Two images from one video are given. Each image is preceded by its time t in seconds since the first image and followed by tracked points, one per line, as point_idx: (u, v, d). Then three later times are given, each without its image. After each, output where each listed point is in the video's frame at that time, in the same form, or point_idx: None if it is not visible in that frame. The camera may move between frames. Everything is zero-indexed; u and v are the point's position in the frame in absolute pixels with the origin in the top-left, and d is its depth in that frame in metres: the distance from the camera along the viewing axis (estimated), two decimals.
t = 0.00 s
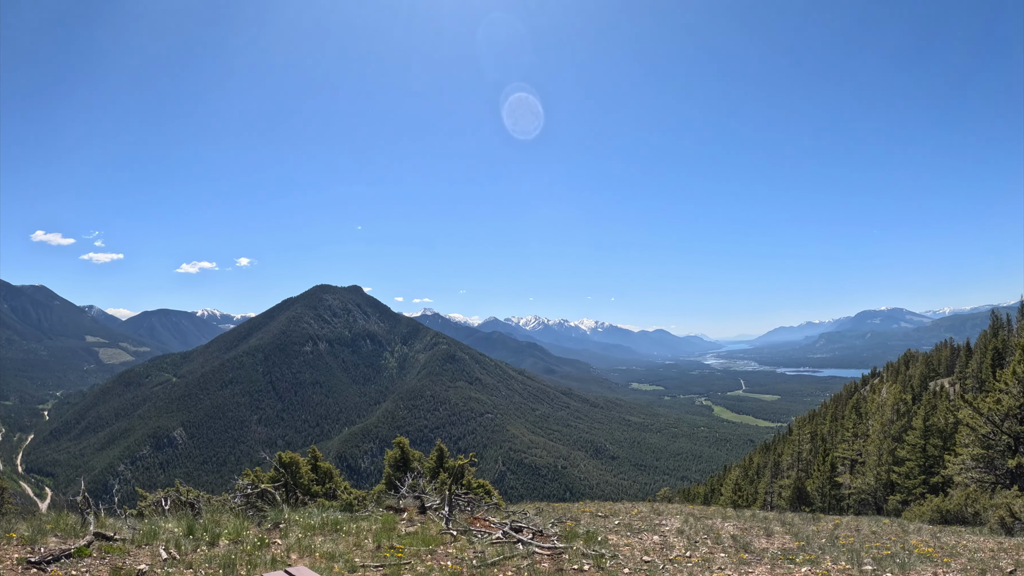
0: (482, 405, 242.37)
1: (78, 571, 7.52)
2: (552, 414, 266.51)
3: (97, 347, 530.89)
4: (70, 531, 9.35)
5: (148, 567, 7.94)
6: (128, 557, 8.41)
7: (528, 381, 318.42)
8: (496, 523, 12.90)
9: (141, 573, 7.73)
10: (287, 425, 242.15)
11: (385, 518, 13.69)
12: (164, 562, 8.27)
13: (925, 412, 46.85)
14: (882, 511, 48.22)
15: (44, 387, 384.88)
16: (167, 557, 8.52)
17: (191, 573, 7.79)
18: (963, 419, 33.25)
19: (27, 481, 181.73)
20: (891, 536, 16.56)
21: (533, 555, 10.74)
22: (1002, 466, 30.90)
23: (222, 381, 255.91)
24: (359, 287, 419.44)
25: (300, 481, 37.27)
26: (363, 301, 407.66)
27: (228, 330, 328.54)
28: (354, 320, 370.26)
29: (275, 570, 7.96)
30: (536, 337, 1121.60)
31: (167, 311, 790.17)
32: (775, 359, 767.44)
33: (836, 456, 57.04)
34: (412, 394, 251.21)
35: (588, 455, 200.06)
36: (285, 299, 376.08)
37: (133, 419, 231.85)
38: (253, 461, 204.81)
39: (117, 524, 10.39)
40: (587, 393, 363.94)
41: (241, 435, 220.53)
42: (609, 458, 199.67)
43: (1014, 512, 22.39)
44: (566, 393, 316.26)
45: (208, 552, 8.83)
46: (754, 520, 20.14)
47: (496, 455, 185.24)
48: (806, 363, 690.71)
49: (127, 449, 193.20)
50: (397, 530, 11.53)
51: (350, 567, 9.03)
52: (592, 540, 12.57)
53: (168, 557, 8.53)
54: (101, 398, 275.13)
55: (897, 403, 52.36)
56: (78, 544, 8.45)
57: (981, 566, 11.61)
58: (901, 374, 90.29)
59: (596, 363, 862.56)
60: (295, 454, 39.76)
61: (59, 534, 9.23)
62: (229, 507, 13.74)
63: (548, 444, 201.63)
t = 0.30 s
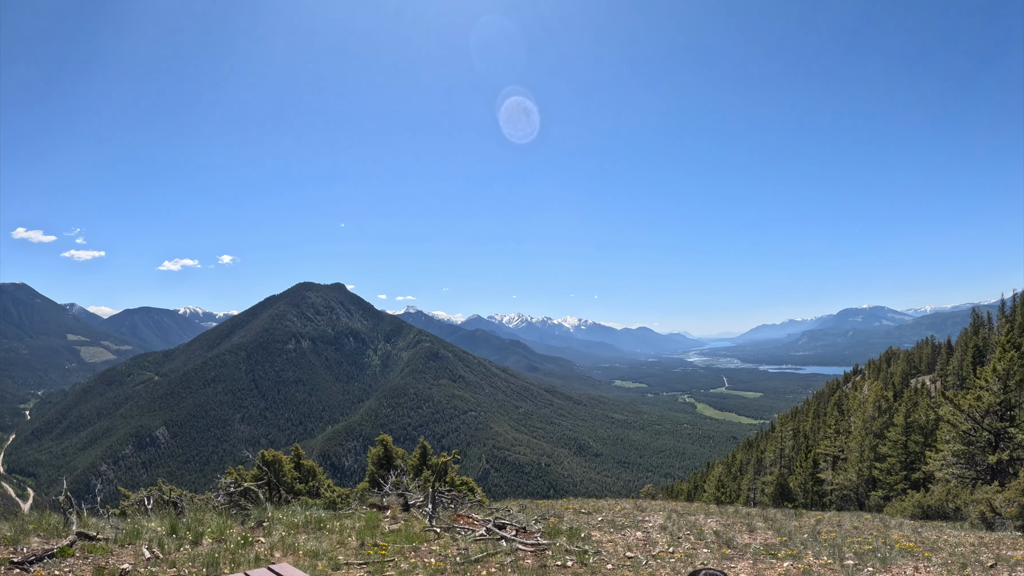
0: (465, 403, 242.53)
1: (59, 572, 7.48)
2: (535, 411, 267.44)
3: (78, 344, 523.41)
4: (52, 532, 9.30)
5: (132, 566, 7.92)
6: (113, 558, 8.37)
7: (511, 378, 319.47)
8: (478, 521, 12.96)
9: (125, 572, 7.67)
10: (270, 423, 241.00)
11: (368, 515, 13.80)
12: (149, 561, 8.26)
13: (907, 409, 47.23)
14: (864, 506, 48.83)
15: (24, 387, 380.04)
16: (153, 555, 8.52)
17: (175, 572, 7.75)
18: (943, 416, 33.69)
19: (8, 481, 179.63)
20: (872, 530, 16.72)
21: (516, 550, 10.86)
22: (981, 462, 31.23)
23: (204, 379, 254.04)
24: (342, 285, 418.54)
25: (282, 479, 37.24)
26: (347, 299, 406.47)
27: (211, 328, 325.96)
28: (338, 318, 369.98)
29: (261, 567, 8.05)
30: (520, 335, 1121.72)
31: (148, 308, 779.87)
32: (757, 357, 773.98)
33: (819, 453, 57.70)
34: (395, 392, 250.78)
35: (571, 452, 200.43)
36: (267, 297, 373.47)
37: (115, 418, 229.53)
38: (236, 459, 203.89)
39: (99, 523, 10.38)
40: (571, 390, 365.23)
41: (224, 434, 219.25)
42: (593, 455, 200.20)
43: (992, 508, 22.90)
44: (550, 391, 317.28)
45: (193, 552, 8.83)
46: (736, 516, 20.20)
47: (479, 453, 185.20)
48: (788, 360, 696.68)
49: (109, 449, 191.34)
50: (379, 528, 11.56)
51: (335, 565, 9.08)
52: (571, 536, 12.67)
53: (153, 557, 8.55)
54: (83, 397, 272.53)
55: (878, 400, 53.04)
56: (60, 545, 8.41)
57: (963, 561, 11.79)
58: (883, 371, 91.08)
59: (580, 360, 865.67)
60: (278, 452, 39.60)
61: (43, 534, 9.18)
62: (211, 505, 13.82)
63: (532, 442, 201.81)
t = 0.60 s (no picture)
0: (454, 400, 242.51)
1: (47, 570, 7.44)
2: (524, 408, 267.87)
3: (65, 341, 517.95)
4: (41, 532, 9.24)
5: (121, 564, 7.91)
6: (101, 555, 8.35)
7: (499, 375, 320.12)
8: (468, 517, 12.96)
9: (116, 570, 7.69)
10: (259, 421, 240.25)
11: (358, 512, 13.79)
12: (138, 559, 8.24)
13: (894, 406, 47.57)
14: (851, 503, 49.04)
15: (11, 385, 376.15)
16: (141, 555, 8.49)
17: (164, 571, 7.73)
18: (931, 414, 33.90)
19: None
20: (860, 526, 16.82)
21: (505, 547, 10.87)
22: (968, 459, 31.41)
23: (193, 376, 253.18)
24: (330, 283, 418.73)
25: (271, 476, 37.23)
26: (336, 296, 406.59)
27: (199, 326, 324.19)
28: (326, 315, 370.03)
29: (251, 565, 8.05)
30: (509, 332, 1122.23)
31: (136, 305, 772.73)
32: (745, 354, 778.08)
33: (806, 450, 58.18)
34: (384, 389, 250.63)
35: (559, 450, 200.78)
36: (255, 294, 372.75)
37: (102, 417, 228.04)
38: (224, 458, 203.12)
39: (88, 522, 10.37)
40: (559, 388, 365.84)
41: (212, 432, 218.49)
42: (581, 452, 200.62)
43: (979, 504, 23.11)
44: (538, 388, 317.60)
45: (182, 549, 8.83)
46: (724, 512, 20.27)
47: (468, 450, 185.27)
48: (775, 357, 700.33)
49: (96, 447, 189.89)
50: (369, 526, 11.52)
51: (327, 563, 9.07)
52: (561, 532, 12.72)
53: (141, 555, 8.54)
54: (71, 395, 270.66)
55: (866, 398, 53.39)
56: (48, 543, 8.35)
57: (949, 556, 11.91)
58: (870, 369, 91.65)
59: (569, 357, 867.10)
60: (267, 450, 39.52)
61: (31, 533, 9.17)
62: (200, 503, 13.79)
63: (521, 439, 202.02)
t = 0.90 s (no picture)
0: (442, 398, 242.34)
1: (34, 569, 7.41)
2: (511, 406, 267.89)
3: (51, 339, 512.83)
4: (29, 531, 9.22)
5: (109, 564, 7.87)
6: (90, 555, 8.32)
7: (487, 373, 320.43)
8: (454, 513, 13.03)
9: (104, 572, 7.63)
10: (247, 419, 239.31)
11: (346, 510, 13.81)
12: (127, 556, 8.26)
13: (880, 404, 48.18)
14: (837, 500, 49.13)
15: None
16: (129, 552, 8.49)
17: (152, 570, 7.71)
18: (917, 411, 34.18)
19: None
20: (847, 523, 16.93)
21: (494, 544, 10.91)
22: (955, 457, 31.62)
23: (180, 375, 252.16)
24: (318, 280, 419.27)
25: (258, 475, 37.17)
26: (323, 294, 406.91)
27: (186, 323, 322.31)
28: (313, 313, 370.07)
29: (240, 563, 8.07)
30: (498, 329, 1122.18)
31: (123, 303, 765.09)
32: (733, 352, 782.35)
33: (793, 448, 58.55)
34: (372, 387, 250.58)
35: (548, 448, 201.05)
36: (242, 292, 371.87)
37: (89, 415, 226.43)
38: (212, 455, 202.26)
39: (76, 521, 10.32)
40: (546, 385, 366.45)
41: (200, 430, 217.59)
42: (569, 450, 200.86)
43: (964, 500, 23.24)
44: (526, 385, 317.71)
45: (171, 547, 8.82)
46: (712, 509, 20.43)
47: (457, 447, 185.25)
48: (762, 355, 704.53)
49: (83, 446, 188.05)
50: (357, 524, 11.50)
51: (313, 559, 9.03)
52: (544, 528, 12.75)
53: (131, 552, 8.53)
54: (57, 394, 268.52)
55: (853, 395, 53.80)
56: (36, 543, 8.28)
57: (936, 553, 12.00)
58: (857, 367, 92.43)
59: (558, 354, 869.01)
60: (254, 447, 39.33)
61: (18, 532, 9.13)
62: (187, 502, 13.78)
63: (509, 437, 202.05)
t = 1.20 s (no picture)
0: (430, 396, 241.82)
1: (21, 570, 7.36)
2: (500, 404, 267.82)
3: (35, 337, 505.23)
4: (16, 531, 9.16)
5: (96, 565, 7.84)
6: (76, 555, 8.27)
7: (475, 370, 320.49)
8: (442, 511, 13.05)
9: (92, 570, 7.63)
10: (235, 417, 238.27)
11: (334, 508, 13.79)
12: (114, 556, 8.21)
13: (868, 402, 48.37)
14: (824, 497, 49.30)
15: None
16: (117, 552, 8.46)
17: (138, 570, 7.64)
18: (905, 409, 34.35)
19: None
20: (834, 519, 17.03)
21: (482, 542, 10.91)
22: (940, 453, 31.81)
23: (167, 373, 250.48)
24: (306, 278, 419.58)
25: (246, 474, 36.99)
26: (311, 292, 406.86)
27: (173, 321, 319.37)
28: (301, 311, 368.74)
29: (227, 562, 8.05)
30: (488, 328, 1120.04)
31: (109, 300, 755.45)
32: (721, 349, 786.26)
33: (781, 445, 58.69)
34: (359, 385, 249.77)
35: (536, 445, 200.88)
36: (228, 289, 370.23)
37: (75, 414, 224.02)
38: (199, 454, 201.08)
39: (63, 521, 10.26)
40: (534, 383, 366.70)
41: (187, 429, 216.34)
42: (557, 448, 200.87)
43: (951, 496, 23.24)
44: (515, 383, 317.94)
45: (158, 546, 8.78)
46: (699, 506, 20.38)
47: (445, 445, 184.51)
48: (749, 353, 708.10)
49: (69, 445, 186.04)
50: (345, 522, 11.50)
51: (299, 559, 9.00)
52: (534, 526, 12.80)
53: (118, 553, 8.49)
54: (43, 394, 265.74)
55: (839, 393, 54.02)
56: (23, 543, 8.24)
57: (922, 548, 12.09)
58: (845, 365, 92.97)
59: (547, 352, 869.38)
60: (242, 446, 39.18)
61: (3, 534, 9.05)
62: (174, 501, 13.74)
63: (497, 434, 201.66)
